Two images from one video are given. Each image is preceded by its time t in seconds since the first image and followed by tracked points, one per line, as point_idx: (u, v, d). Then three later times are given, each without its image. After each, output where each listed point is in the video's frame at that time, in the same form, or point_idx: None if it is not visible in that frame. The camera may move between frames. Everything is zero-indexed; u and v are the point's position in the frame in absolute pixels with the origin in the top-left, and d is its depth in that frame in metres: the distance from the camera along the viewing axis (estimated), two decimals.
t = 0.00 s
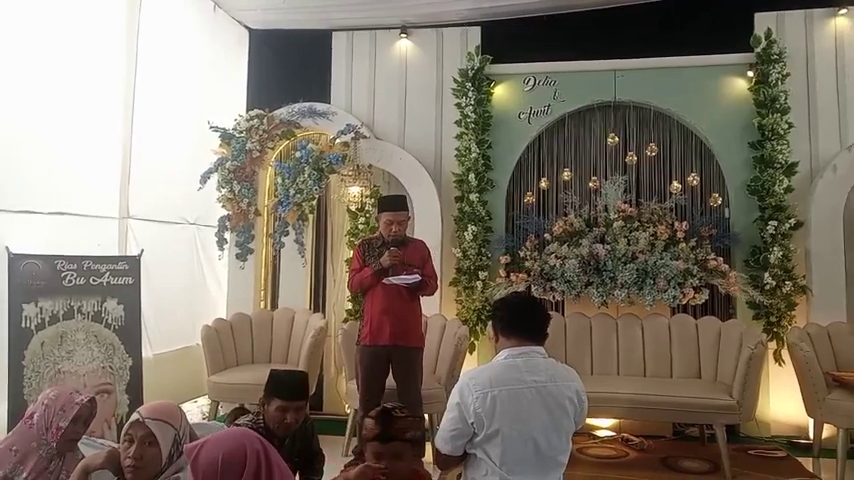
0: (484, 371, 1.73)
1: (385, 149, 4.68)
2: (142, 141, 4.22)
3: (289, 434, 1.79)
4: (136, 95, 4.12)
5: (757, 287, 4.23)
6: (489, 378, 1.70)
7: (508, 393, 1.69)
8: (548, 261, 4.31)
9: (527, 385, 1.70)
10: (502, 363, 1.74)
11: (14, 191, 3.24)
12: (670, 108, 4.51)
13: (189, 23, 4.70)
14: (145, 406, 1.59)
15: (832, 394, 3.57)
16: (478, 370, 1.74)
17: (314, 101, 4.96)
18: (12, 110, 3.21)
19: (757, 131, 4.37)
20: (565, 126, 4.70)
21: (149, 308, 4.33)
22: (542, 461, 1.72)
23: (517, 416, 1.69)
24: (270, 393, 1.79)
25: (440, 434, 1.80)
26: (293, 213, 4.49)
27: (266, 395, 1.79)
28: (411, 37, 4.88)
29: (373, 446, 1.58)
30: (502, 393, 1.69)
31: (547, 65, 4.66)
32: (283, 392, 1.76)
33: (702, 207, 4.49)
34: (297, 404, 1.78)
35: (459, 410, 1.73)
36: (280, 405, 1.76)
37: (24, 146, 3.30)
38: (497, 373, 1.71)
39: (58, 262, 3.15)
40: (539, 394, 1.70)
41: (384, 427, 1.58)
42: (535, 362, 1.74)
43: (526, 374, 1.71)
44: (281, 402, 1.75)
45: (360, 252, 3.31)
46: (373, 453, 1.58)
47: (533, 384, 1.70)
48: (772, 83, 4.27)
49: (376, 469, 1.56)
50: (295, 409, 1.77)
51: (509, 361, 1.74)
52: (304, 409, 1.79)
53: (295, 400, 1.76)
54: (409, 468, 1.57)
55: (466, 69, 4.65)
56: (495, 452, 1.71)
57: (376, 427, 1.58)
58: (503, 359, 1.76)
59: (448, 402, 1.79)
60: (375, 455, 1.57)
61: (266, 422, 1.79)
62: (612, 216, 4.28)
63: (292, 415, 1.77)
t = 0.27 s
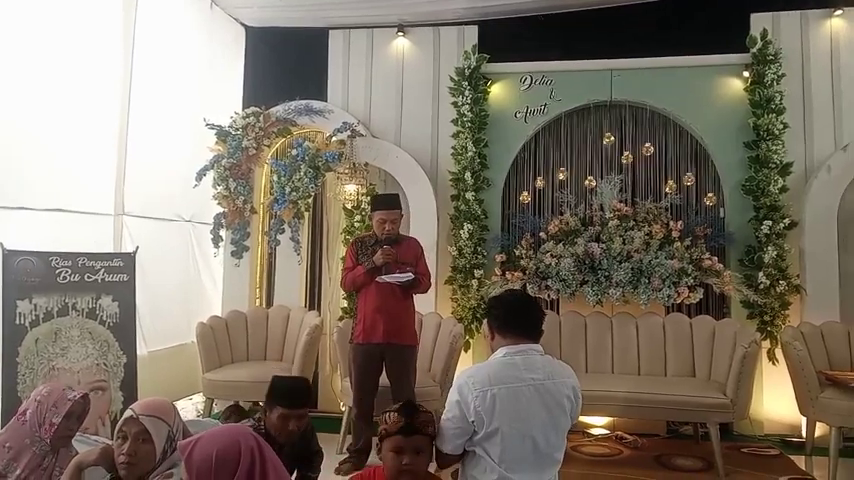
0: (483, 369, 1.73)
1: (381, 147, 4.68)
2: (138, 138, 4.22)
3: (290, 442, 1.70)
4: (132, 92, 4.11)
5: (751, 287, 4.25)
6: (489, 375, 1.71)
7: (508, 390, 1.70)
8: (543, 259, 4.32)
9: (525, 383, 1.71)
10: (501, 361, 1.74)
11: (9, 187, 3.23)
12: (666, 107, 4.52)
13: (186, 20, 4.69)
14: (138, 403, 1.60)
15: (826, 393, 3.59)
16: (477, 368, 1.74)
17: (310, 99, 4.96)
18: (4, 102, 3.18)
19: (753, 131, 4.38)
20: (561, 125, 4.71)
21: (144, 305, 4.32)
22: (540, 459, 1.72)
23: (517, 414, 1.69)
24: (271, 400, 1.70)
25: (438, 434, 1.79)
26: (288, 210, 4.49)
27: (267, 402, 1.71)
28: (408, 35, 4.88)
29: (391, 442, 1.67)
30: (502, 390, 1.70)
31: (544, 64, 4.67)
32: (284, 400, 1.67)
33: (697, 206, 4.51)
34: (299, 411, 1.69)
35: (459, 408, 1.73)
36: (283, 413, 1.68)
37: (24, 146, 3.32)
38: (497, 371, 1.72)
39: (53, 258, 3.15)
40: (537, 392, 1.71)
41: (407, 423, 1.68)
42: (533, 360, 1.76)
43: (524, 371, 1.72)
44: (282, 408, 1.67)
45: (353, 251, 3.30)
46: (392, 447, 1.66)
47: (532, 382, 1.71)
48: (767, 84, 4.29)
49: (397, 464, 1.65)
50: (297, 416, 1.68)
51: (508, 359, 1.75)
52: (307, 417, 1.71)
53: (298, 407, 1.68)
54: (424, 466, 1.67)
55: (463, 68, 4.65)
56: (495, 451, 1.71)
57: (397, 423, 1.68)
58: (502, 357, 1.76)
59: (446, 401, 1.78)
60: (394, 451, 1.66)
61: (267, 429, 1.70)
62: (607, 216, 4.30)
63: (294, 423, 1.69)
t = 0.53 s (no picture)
0: (490, 369, 1.72)
1: (379, 145, 4.68)
2: (136, 137, 4.21)
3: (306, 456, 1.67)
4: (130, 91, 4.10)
5: (750, 284, 4.26)
6: (496, 376, 1.70)
7: (515, 390, 1.69)
8: (542, 257, 4.32)
9: (532, 382, 1.71)
10: (506, 360, 1.74)
11: (6, 186, 3.23)
12: (665, 105, 4.53)
13: (184, 19, 4.69)
14: (136, 401, 1.60)
15: (824, 390, 3.59)
16: (483, 368, 1.73)
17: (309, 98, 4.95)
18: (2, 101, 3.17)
19: (751, 129, 4.38)
20: (560, 124, 4.71)
21: (143, 305, 4.32)
22: (544, 457, 1.73)
23: (524, 414, 1.69)
24: (291, 413, 1.64)
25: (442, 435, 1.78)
26: (287, 209, 4.49)
27: (287, 413, 1.65)
28: (407, 33, 4.87)
29: (373, 443, 1.67)
30: (509, 391, 1.69)
31: (542, 62, 4.66)
32: (304, 415, 1.62)
33: (696, 204, 4.51)
34: (319, 427, 1.65)
35: (466, 409, 1.71)
36: (301, 430, 1.63)
37: (25, 147, 3.33)
38: (504, 371, 1.71)
39: (51, 257, 3.15)
40: (544, 391, 1.71)
41: (388, 422, 1.68)
42: (537, 359, 1.75)
43: (530, 371, 1.72)
44: (302, 425, 1.62)
45: (351, 249, 3.30)
46: (374, 448, 1.66)
47: (538, 381, 1.71)
48: (766, 81, 4.29)
49: (379, 466, 1.65)
50: (316, 434, 1.64)
51: (513, 358, 1.74)
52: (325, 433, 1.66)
53: (315, 426, 1.63)
54: (411, 466, 1.66)
55: (462, 66, 4.65)
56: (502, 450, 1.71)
57: (377, 424, 1.69)
58: (507, 357, 1.76)
59: (451, 401, 1.77)
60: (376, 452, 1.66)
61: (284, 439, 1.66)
62: (606, 214, 4.30)
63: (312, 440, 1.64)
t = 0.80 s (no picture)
0: (487, 367, 1.72)
1: (378, 143, 4.68)
2: (134, 134, 4.20)
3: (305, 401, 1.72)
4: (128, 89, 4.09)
5: (748, 282, 4.26)
6: (494, 373, 1.70)
7: (513, 388, 1.69)
8: (540, 255, 4.32)
9: (529, 380, 1.71)
10: (504, 358, 1.74)
11: (5, 183, 3.23)
12: (664, 103, 4.52)
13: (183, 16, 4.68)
14: (135, 397, 1.59)
15: (822, 388, 3.60)
16: (481, 366, 1.73)
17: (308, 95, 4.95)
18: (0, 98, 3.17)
19: (750, 127, 4.38)
20: (559, 121, 4.70)
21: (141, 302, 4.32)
22: (541, 455, 1.73)
23: (521, 411, 1.69)
24: (284, 360, 1.70)
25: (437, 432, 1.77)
26: (286, 206, 4.49)
27: (280, 361, 1.71)
28: (406, 30, 4.86)
29: (363, 442, 1.68)
30: (507, 388, 1.69)
31: (541, 59, 4.66)
32: (297, 360, 1.67)
33: (695, 202, 4.51)
34: (313, 371, 1.69)
35: (462, 407, 1.71)
36: (295, 373, 1.68)
37: (23, 146, 3.33)
38: (501, 369, 1.71)
39: (49, 254, 3.16)
40: (541, 389, 1.71)
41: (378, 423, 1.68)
42: (535, 356, 1.75)
43: (528, 369, 1.72)
44: (295, 369, 1.67)
45: (350, 247, 3.29)
46: (363, 448, 1.67)
47: (535, 379, 1.71)
48: (765, 79, 4.29)
49: (366, 466, 1.66)
50: (311, 377, 1.68)
51: (511, 356, 1.74)
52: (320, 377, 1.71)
53: (310, 367, 1.68)
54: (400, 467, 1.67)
55: (461, 63, 4.64)
56: (498, 447, 1.71)
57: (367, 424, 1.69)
58: (504, 354, 1.76)
59: (448, 398, 1.77)
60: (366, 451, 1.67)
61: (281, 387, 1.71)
62: (605, 211, 4.29)
63: (308, 383, 1.69)
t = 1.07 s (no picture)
0: (487, 366, 1.71)
1: (379, 141, 4.68)
2: (136, 132, 4.20)
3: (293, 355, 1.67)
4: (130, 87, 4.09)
5: (749, 282, 4.26)
6: (493, 373, 1.69)
7: (512, 387, 1.69)
8: (541, 254, 4.32)
9: (529, 379, 1.70)
10: (504, 357, 1.73)
11: (5, 180, 3.23)
12: (666, 102, 4.52)
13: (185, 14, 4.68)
14: (136, 394, 1.59)
15: (823, 388, 3.59)
16: (481, 365, 1.73)
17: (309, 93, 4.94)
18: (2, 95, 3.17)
19: (752, 126, 4.37)
20: (560, 120, 4.70)
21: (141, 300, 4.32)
22: (541, 454, 1.73)
23: (520, 410, 1.68)
24: (265, 314, 1.66)
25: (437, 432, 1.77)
26: (287, 204, 4.48)
27: (261, 317, 1.67)
28: (407, 29, 4.86)
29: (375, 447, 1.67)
30: (507, 387, 1.68)
31: (543, 58, 4.65)
32: (279, 309, 1.64)
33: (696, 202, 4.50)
34: (296, 320, 1.66)
35: (461, 406, 1.71)
36: (279, 323, 1.64)
37: (26, 147, 3.34)
38: (501, 368, 1.70)
39: (50, 251, 3.17)
40: (541, 389, 1.71)
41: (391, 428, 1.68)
42: (535, 356, 1.75)
43: (528, 368, 1.72)
44: (279, 318, 1.63)
45: (352, 244, 3.29)
46: (375, 453, 1.66)
47: (535, 378, 1.71)
48: (767, 78, 4.28)
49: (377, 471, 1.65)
50: (295, 326, 1.65)
51: (510, 355, 1.74)
52: (304, 326, 1.67)
53: (293, 315, 1.65)
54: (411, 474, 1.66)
55: (462, 62, 4.63)
56: (498, 447, 1.70)
57: (380, 428, 1.69)
58: (504, 354, 1.76)
59: (448, 397, 1.76)
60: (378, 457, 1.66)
61: (269, 343, 1.66)
62: (606, 210, 4.29)
63: (293, 333, 1.65)
